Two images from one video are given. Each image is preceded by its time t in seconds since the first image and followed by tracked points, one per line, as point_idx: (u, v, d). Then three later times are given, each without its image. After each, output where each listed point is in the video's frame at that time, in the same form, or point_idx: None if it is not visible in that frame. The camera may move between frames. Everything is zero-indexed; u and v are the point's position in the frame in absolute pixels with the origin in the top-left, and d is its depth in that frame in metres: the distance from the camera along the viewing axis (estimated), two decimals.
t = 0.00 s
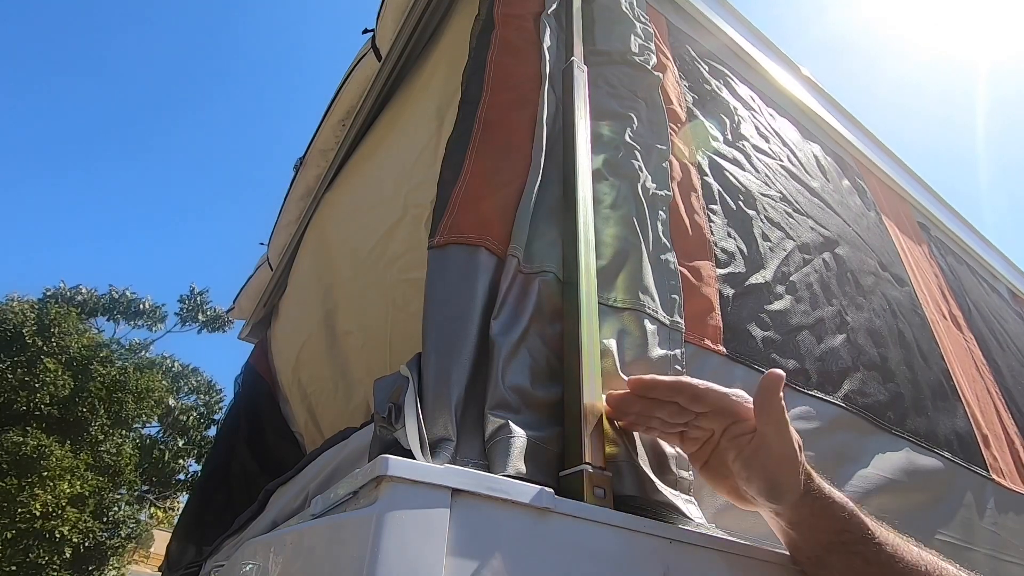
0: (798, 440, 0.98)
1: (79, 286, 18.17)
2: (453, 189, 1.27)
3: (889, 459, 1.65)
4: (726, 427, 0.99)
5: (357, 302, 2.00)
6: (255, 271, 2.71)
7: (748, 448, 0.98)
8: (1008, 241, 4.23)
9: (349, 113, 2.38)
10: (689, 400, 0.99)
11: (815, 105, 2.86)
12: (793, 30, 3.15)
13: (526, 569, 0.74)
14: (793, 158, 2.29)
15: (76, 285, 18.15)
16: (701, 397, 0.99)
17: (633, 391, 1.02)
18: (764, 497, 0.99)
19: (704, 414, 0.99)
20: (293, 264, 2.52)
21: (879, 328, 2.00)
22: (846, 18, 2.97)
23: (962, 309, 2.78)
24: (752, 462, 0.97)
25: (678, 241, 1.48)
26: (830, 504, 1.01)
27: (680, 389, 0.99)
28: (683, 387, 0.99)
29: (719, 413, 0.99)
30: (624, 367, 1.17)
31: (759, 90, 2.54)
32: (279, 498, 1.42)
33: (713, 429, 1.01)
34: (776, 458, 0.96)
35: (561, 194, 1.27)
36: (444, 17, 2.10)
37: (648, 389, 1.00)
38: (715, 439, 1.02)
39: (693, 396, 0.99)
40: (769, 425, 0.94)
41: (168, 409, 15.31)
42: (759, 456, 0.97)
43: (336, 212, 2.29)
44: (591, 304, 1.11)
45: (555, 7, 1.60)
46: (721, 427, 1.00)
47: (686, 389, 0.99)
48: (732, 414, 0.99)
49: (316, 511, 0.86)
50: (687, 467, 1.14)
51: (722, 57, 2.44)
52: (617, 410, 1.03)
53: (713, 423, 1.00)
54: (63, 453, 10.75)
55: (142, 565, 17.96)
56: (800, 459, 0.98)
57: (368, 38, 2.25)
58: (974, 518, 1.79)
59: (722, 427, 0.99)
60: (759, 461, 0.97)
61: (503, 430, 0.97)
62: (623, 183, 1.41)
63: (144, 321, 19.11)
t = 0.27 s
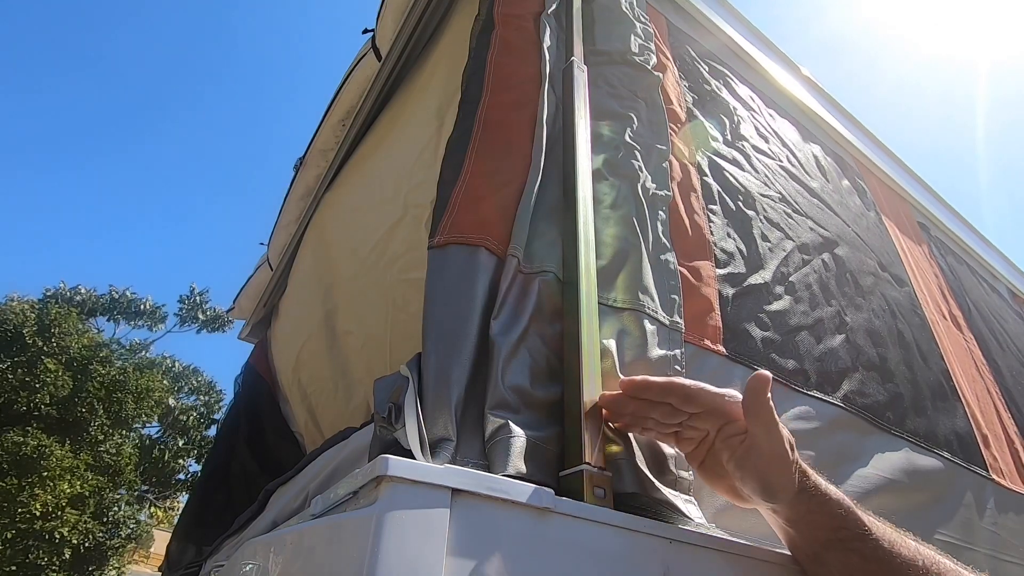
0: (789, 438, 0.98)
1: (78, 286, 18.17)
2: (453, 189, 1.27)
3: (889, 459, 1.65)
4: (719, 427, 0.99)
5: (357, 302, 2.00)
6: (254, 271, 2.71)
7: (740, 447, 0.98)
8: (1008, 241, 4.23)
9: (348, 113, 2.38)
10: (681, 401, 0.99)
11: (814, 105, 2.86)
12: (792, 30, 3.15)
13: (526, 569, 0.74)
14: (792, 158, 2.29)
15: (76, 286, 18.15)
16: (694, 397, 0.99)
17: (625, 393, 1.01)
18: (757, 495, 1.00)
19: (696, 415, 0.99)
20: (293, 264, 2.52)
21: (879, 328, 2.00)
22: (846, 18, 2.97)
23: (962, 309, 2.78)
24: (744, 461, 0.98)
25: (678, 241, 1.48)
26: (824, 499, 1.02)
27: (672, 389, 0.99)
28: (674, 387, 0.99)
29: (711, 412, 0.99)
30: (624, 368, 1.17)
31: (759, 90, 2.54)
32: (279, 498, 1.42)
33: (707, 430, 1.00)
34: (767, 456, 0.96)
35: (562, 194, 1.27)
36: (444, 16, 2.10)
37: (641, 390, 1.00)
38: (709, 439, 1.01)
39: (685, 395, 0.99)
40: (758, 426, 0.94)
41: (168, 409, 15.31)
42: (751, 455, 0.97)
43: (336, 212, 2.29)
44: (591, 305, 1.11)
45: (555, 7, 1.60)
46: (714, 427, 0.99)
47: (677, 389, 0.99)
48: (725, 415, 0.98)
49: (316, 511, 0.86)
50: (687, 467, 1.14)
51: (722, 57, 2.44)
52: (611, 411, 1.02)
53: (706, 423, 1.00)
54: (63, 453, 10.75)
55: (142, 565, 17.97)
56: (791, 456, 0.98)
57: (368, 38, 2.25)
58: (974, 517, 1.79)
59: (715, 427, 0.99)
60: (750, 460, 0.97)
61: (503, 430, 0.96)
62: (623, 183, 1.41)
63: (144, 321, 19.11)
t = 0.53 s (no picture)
0: (787, 439, 1.00)
1: (78, 286, 18.16)
2: (453, 189, 1.27)
3: (889, 459, 1.65)
4: (719, 429, 1.01)
5: (357, 302, 2.00)
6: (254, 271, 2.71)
7: (740, 448, 1.00)
8: (1007, 241, 4.23)
9: (348, 113, 2.38)
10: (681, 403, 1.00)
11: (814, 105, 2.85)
12: (792, 30, 3.14)
13: (526, 570, 0.74)
14: (791, 158, 2.29)
15: (76, 286, 18.15)
16: (695, 400, 1.00)
17: (626, 395, 1.01)
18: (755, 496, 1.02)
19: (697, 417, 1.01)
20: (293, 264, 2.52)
21: (878, 328, 2.01)
22: (845, 18, 2.97)
23: (961, 309, 2.78)
24: (743, 463, 1.00)
25: (678, 241, 1.48)
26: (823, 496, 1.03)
27: (674, 391, 0.99)
28: (676, 389, 1.00)
29: (710, 414, 1.00)
30: (624, 368, 1.17)
31: (759, 90, 2.54)
32: (279, 499, 1.42)
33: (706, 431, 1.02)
34: (765, 457, 0.98)
35: (562, 193, 1.27)
36: (444, 16, 2.10)
37: (642, 392, 0.99)
38: (709, 439, 1.03)
39: (686, 398, 1.00)
40: (757, 428, 0.96)
41: (168, 409, 15.31)
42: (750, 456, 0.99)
43: (336, 212, 2.29)
44: (591, 305, 1.11)
45: (555, 7, 1.60)
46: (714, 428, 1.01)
47: (679, 392, 0.99)
48: (724, 417, 1.00)
49: (316, 511, 0.86)
50: (687, 467, 1.13)
51: (722, 57, 2.44)
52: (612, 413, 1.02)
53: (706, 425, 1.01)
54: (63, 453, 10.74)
55: (142, 565, 17.97)
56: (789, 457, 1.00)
57: (368, 38, 2.25)
58: (973, 517, 1.79)
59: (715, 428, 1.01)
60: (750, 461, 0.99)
61: (503, 430, 0.96)
62: (623, 184, 1.41)
63: (144, 321, 19.10)
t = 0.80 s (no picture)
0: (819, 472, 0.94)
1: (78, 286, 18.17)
2: (453, 189, 1.27)
3: (889, 459, 1.65)
4: (746, 452, 0.97)
5: (357, 302, 2.00)
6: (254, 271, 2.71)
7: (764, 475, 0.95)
8: (1007, 241, 4.23)
9: (348, 113, 2.38)
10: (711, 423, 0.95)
11: (814, 105, 2.86)
12: (791, 30, 3.15)
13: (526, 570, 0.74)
14: (791, 159, 2.29)
15: (76, 286, 18.15)
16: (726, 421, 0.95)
17: (653, 422, 0.95)
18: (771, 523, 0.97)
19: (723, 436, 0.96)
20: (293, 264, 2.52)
21: (878, 328, 2.01)
22: (844, 18, 2.97)
23: (961, 309, 2.78)
24: (764, 491, 0.95)
25: (678, 241, 1.48)
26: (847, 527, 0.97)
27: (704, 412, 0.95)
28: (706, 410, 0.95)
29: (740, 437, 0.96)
30: (624, 368, 1.17)
31: (758, 90, 2.54)
32: (279, 499, 1.42)
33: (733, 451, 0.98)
34: (791, 491, 0.93)
35: (562, 193, 1.27)
36: (444, 16, 2.10)
37: (671, 420, 0.94)
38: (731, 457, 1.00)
39: (717, 420, 0.95)
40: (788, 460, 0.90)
41: (168, 409, 15.32)
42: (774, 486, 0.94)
43: (336, 212, 2.29)
44: (591, 304, 1.11)
45: (555, 7, 1.60)
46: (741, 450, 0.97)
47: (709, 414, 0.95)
48: (756, 440, 0.96)
49: (316, 511, 0.86)
50: (687, 467, 1.14)
51: (721, 57, 2.44)
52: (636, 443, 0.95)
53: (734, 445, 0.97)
54: (63, 453, 10.75)
55: (142, 565, 17.97)
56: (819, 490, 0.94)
57: (368, 38, 2.25)
58: (973, 518, 1.79)
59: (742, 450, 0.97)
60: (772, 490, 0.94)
61: (503, 430, 0.97)
62: (623, 184, 1.41)
63: (144, 321, 19.11)
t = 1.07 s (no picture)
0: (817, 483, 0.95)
1: (78, 286, 18.17)
2: (453, 189, 1.27)
3: (889, 459, 1.65)
4: (745, 461, 0.96)
5: (357, 302, 2.00)
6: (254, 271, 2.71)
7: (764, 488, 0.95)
8: (1007, 241, 4.23)
9: (348, 113, 2.38)
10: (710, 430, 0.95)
11: (814, 105, 2.85)
12: (791, 30, 3.15)
13: (526, 570, 0.74)
14: (791, 158, 2.29)
15: (76, 286, 18.16)
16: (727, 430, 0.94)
17: (653, 412, 0.95)
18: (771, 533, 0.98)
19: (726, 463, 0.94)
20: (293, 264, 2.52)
21: (878, 328, 2.01)
22: (844, 18, 2.97)
23: (961, 309, 2.78)
24: (764, 502, 0.95)
25: (678, 241, 1.48)
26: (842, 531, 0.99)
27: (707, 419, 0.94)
28: (708, 415, 0.94)
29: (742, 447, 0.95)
30: (624, 368, 1.17)
31: (758, 90, 2.54)
32: (279, 499, 1.41)
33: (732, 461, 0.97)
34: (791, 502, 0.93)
35: (562, 193, 1.28)
36: (444, 16, 2.10)
37: (671, 412, 0.93)
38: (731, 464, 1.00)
39: (718, 425, 0.94)
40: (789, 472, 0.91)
41: (168, 409, 15.32)
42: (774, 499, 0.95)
43: (336, 212, 2.29)
44: (591, 304, 1.11)
45: (555, 7, 1.60)
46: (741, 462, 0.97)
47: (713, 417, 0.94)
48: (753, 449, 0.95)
49: (316, 511, 0.86)
50: (687, 467, 1.14)
51: (721, 57, 2.44)
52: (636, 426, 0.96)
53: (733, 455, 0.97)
54: (63, 453, 10.76)
55: (142, 565, 17.98)
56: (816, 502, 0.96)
57: (368, 38, 2.25)
58: (973, 518, 1.80)
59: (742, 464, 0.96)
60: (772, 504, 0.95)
61: (503, 430, 0.97)
62: (623, 184, 1.41)
63: (144, 321, 19.11)
